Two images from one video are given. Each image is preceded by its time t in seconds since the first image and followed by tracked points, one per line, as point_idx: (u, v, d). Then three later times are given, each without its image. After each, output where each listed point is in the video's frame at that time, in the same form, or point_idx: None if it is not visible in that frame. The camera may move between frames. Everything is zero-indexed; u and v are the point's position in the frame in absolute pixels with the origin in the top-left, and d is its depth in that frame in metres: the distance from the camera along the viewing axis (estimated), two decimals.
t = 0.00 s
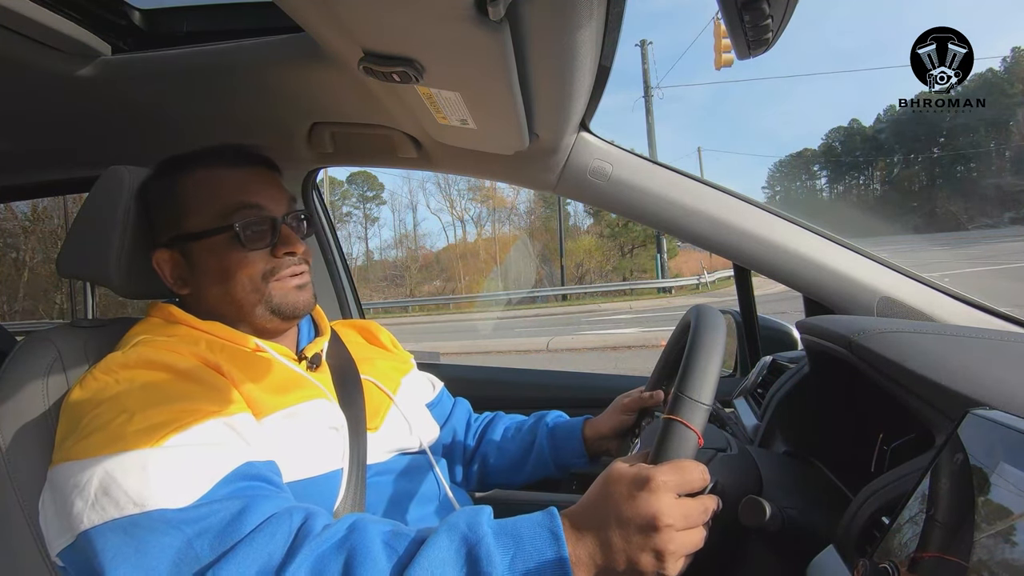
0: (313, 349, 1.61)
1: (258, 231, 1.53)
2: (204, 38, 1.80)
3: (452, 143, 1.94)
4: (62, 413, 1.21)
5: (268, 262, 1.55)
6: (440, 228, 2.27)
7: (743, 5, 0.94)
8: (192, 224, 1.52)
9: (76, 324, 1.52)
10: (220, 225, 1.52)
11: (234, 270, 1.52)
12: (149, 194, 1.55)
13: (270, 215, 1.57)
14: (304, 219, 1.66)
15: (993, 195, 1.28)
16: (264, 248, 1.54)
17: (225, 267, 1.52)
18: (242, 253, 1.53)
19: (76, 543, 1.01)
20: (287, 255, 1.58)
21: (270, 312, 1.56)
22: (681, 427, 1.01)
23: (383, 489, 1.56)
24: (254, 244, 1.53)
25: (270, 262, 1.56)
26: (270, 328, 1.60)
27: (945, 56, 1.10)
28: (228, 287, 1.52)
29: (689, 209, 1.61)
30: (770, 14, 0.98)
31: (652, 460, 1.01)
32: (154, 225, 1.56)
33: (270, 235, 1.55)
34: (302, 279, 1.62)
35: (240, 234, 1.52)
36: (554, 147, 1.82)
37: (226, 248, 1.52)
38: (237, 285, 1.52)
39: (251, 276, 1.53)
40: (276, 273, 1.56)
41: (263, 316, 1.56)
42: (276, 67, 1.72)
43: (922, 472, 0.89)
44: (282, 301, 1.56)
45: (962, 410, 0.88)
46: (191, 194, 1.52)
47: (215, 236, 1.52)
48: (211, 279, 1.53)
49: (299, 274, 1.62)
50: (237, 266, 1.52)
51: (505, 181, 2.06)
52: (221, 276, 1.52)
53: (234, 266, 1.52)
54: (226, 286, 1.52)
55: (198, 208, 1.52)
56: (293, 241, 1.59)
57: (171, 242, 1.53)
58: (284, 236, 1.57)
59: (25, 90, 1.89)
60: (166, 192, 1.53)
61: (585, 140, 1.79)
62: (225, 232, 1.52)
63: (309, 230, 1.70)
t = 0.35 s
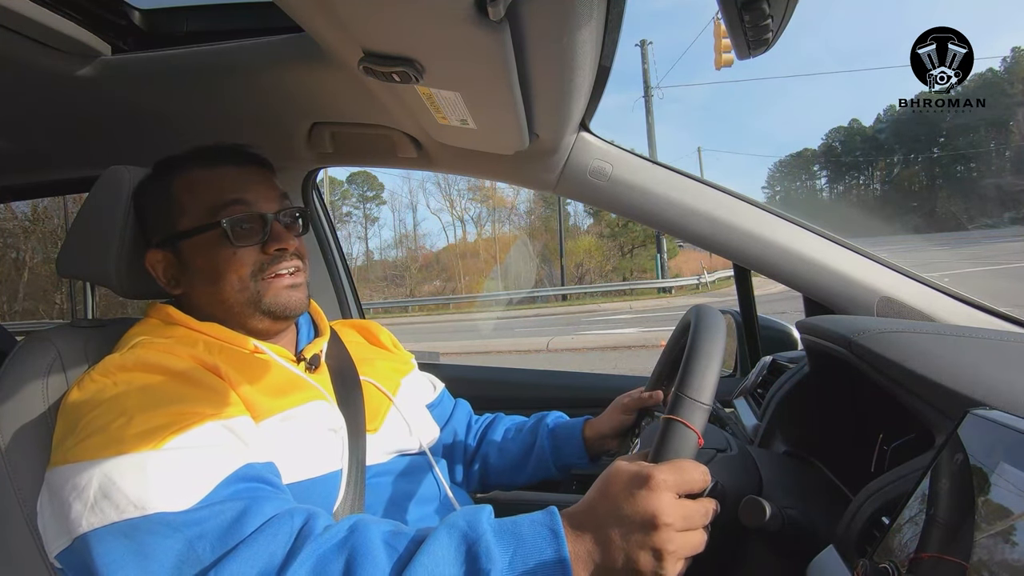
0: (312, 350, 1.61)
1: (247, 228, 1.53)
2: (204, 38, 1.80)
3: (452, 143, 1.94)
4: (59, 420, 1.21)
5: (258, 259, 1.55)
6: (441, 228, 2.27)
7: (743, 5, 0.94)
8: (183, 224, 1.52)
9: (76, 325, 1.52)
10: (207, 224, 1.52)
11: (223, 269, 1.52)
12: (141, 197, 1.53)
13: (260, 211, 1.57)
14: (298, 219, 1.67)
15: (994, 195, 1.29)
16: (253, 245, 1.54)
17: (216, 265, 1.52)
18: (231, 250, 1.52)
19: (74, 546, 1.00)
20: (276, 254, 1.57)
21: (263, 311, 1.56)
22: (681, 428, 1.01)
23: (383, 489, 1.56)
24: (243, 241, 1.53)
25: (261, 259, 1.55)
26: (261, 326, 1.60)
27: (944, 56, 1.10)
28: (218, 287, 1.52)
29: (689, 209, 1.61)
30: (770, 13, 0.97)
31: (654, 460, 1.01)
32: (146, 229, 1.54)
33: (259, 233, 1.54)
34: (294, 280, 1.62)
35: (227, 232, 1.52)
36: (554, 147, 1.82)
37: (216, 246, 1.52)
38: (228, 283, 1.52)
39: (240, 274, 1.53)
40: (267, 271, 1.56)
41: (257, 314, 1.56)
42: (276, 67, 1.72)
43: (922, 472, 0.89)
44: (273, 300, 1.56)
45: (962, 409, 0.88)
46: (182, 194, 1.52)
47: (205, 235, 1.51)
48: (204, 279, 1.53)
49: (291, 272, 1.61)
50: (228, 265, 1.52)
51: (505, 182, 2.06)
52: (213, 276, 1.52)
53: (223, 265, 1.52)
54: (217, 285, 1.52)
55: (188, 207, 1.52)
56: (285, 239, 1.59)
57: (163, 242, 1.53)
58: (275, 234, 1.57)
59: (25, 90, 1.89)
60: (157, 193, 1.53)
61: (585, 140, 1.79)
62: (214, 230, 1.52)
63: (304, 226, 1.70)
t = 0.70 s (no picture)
0: (315, 351, 1.61)
1: (268, 227, 1.53)
2: (204, 38, 1.80)
3: (452, 143, 1.94)
4: (59, 416, 1.21)
5: (277, 257, 1.53)
6: (440, 228, 2.26)
7: (744, 5, 0.94)
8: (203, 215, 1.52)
9: (76, 325, 1.52)
10: (232, 217, 1.52)
11: (239, 264, 1.51)
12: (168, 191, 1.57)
13: (282, 211, 1.57)
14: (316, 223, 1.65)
15: (993, 195, 1.27)
16: (274, 243, 1.53)
17: (231, 258, 1.51)
18: (251, 246, 1.51)
19: (78, 537, 1.00)
20: (296, 253, 1.56)
21: (272, 310, 1.53)
22: (685, 414, 1.02)
23: (383, 488, 1.57)
24: (266, 238, 1.52)
25: (280, 257, 1.54)
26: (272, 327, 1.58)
27: (945, 56, 1.10)
28: (232, 281, 1.51)
29: (689, 209, 1.61)
30: (770, 13, 0.98)
31: (657, 443, 1.02)
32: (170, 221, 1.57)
33: (280, 231, 1.54)
34: (309, 281, 1.59)
35: (250, 226, 1.51)
36: (555, 147, 1.82)
37: (234, 240, 1.51)
38: (241, 278, 1.51)
39: (256, 271, 1.51)
40: (284, 270, 1.54)
41: (266, 313, 1.54)
42: (276, 67, 1.72)
43: (922, 472, 0.89)
44: (286, 299, 1.53)
45: (962, 410, 0.88)
46: (207, 185, 1.53)
47: (225, 228, 1.51)
48: (218, 272, 1.52)
49: (308, 278, 1.59)
50: (244, 260, 1.51)
51: (505, 181, 2.06)
52: (227, 270, 1.51)
53: (240, 259, 1.51)
54: (231, 279, 1.51)
55: (212, 199, 1.53)
56: (305, 240, 1.58)
57: (184, 232, 1.53)
58: (295, 235, 1.56)
59: (25, 90, 1.89)
60: (184, 183, 1.55)
61: (585, 140, 1.79)
62: (234, 224, 1.51)
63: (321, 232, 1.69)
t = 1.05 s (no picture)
0: (315, 352, 1.61)
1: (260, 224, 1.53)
2: (204, 38, 1.80)
3: (452, 142, 1.94)
4: (59, 415, 1.22)
5: (270, 255, 1.53)
6: (440, 227, 2.26)
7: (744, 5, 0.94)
8: (197, 216, 1.52)
9: (77, 325, 1.52)
10: (224, 216, 1.52)
11: (233, 262, 1.51)
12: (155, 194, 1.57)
13: (274, 208, 1.57)
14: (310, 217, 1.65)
15: (993, 195, 1.27)
16: (266, 240, 1.53)
17: (226, 259, 1.51)
18: (244, 244, 1.51)
19: (79, 533, 1.00)
20: (289, 250, 1.56)
21: (267, 308, 1.54)
22: (685, 413, 1.02)
23: (384, 487, 1.57)
24: (257, 236, 1.52)
25: (273, 255, 1.54)
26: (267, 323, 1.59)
27: (944, 56, 1.10)
28: (229, 282, 1.51)
29: (690, 209, 1.61)
30: (770, 13, 0.98)
31: (657, 442, 1.02)
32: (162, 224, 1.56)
33: (272, 228, 1.54)
34: (305, 276, 1.59)
35: (243, 225, 1.51)
36: (554, 147, 1.82)
37: (228, 241, 1.51)
38: (238, 278, 1.51)
39: (251, 269, 1.51)
40: (279, 267, 1.54)
41: (261, 311, 1.55)
42: (276, 67, 1.72)
43: (922, 472, 0.89)
44: (281, 296, 1.54)
45: (961, 410, 0.88)
46: (199, 187, 1.52)
47: (217, 228, 1.51)
48: (214, 273, 1.52)
49: (302, 268, 1.59)
50: (239, 259, 1.51)
51: (505, 181, 2.06)
52: (223, 271, 1.51)
53: (234, 258, 1.51)
54: (227, 280, 1.51)
55: (204, 200, 1.52)
56: (297, 236, 1.57)
57: (176, 235, 1.53)
58: (287, 231, 1.56)
59: (25, 90, 1.89)
60: (175, 185, 1.54)
61: (585, 140, 1.79)
62: (226, 223, 1.51)
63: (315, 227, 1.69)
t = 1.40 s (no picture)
0: (314, 352, 1.61)
1: (269, 228, 1.52)
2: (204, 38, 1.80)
3: (452, 143, 1.94)
4: (59, 415, 1.21)
5: (279, 260, 1.54)
6: (440, 228, 2.26)
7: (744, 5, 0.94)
8: (202, 217, 1.51)
9: (77, 325, 1.52)
10: (232, 219, 1.51)
11: (241, 266, 1.51)
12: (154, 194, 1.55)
13: (282, 212, 1.56)
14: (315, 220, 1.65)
15: (994, 195, 1.28)
16: (275, 245, 1.53)
17: (232, 261, 1.51)
18: (253, 248, 1.51)
19: (78, 535, 1.00)
20: (296, 255, 1.56)
21: (273, 310, 1.55)
22: (685, 413, 1.02)
23: (384, 487, 1.57)
24: (266, 241, 1.52)
25: (281, 260, 1.54)
26: (271, 324, 1.59)
27: (944, 56, 1.10)
28: (235, 283, 1.51)
29: (690, 209, 1.61)
30: (771, 14, 0.98)
31: (657, 442, 1.02)
32: (162, 224, 1.55)
33: (281, 233, 1.53)
34: (310, 281, 1.59)
35: (252, 229, 1.51)
36: (554, 147, 1.83)
37: (234, 242, 1.51)
38: (245, 280, 1.51)
39: (259, 272, 1.52)
40: (286, 271, 1.55)
41: (268, 313, 1.55)
42: (276, 67, 1.73)
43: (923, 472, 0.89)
44: (289, 299, 1.55)
45: (961, 410, 0.88)
46: (203, 187, 1.51)
47: (226, 231, 1.51)
48: (218, 274, 1.52)
49: (308, 274, 1.59)
50: (246, 261, 1.51)
51: (505, 182, 2.06)
52: (229, 272, 1.51)
53: (241, 261, 1.51)
54: (233, 281, 1.51)
55: (209, 201, 1.52)
56: (305, 241, 1.57)
57: (180, 235, 1.53)
58: (295, 236, 1.55)
59: (25, 90, 1.89)
60: (177, 185, 1.52)
61: (585, 140, 1.79)
62: (235, 226, 1.51)
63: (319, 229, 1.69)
